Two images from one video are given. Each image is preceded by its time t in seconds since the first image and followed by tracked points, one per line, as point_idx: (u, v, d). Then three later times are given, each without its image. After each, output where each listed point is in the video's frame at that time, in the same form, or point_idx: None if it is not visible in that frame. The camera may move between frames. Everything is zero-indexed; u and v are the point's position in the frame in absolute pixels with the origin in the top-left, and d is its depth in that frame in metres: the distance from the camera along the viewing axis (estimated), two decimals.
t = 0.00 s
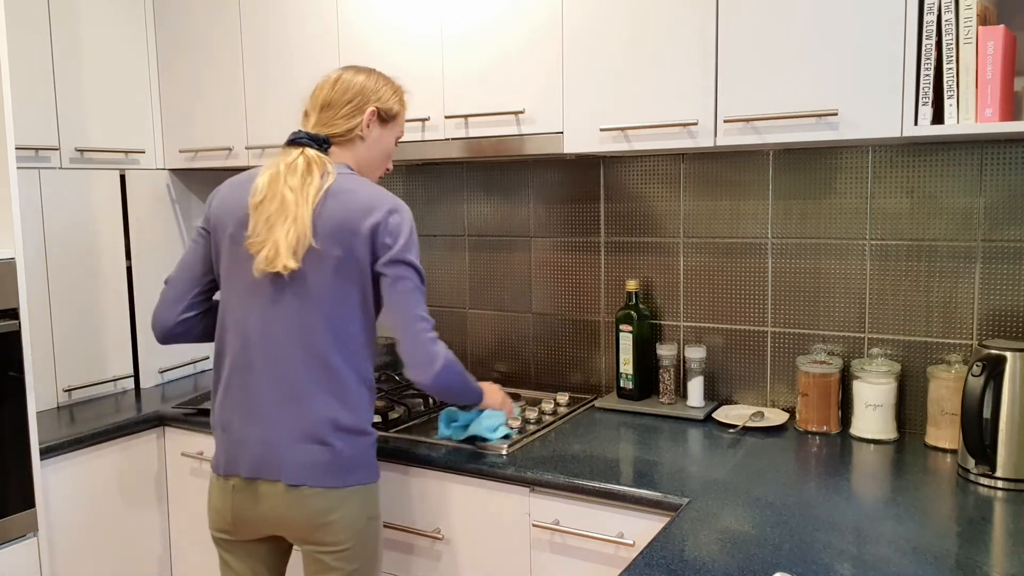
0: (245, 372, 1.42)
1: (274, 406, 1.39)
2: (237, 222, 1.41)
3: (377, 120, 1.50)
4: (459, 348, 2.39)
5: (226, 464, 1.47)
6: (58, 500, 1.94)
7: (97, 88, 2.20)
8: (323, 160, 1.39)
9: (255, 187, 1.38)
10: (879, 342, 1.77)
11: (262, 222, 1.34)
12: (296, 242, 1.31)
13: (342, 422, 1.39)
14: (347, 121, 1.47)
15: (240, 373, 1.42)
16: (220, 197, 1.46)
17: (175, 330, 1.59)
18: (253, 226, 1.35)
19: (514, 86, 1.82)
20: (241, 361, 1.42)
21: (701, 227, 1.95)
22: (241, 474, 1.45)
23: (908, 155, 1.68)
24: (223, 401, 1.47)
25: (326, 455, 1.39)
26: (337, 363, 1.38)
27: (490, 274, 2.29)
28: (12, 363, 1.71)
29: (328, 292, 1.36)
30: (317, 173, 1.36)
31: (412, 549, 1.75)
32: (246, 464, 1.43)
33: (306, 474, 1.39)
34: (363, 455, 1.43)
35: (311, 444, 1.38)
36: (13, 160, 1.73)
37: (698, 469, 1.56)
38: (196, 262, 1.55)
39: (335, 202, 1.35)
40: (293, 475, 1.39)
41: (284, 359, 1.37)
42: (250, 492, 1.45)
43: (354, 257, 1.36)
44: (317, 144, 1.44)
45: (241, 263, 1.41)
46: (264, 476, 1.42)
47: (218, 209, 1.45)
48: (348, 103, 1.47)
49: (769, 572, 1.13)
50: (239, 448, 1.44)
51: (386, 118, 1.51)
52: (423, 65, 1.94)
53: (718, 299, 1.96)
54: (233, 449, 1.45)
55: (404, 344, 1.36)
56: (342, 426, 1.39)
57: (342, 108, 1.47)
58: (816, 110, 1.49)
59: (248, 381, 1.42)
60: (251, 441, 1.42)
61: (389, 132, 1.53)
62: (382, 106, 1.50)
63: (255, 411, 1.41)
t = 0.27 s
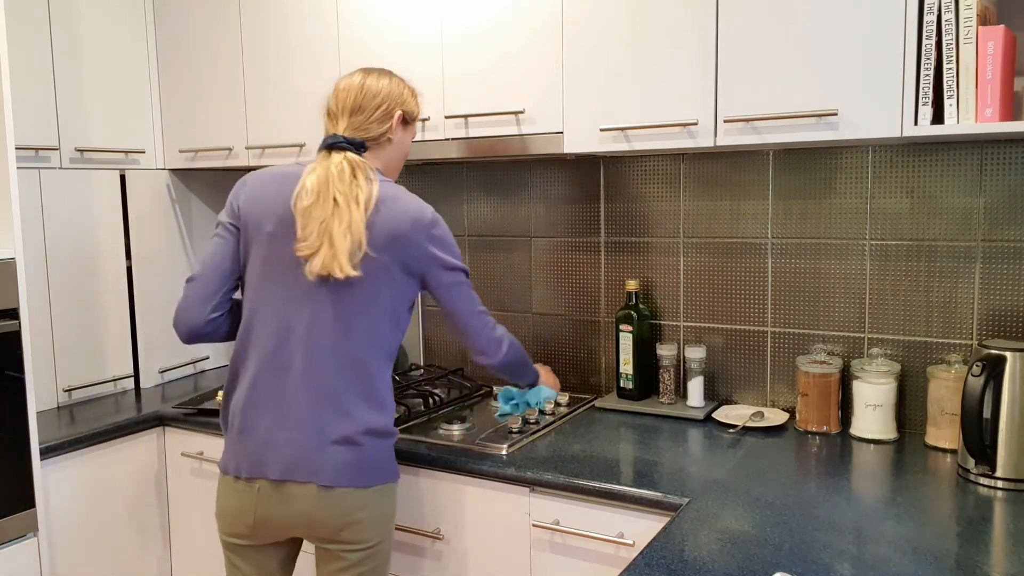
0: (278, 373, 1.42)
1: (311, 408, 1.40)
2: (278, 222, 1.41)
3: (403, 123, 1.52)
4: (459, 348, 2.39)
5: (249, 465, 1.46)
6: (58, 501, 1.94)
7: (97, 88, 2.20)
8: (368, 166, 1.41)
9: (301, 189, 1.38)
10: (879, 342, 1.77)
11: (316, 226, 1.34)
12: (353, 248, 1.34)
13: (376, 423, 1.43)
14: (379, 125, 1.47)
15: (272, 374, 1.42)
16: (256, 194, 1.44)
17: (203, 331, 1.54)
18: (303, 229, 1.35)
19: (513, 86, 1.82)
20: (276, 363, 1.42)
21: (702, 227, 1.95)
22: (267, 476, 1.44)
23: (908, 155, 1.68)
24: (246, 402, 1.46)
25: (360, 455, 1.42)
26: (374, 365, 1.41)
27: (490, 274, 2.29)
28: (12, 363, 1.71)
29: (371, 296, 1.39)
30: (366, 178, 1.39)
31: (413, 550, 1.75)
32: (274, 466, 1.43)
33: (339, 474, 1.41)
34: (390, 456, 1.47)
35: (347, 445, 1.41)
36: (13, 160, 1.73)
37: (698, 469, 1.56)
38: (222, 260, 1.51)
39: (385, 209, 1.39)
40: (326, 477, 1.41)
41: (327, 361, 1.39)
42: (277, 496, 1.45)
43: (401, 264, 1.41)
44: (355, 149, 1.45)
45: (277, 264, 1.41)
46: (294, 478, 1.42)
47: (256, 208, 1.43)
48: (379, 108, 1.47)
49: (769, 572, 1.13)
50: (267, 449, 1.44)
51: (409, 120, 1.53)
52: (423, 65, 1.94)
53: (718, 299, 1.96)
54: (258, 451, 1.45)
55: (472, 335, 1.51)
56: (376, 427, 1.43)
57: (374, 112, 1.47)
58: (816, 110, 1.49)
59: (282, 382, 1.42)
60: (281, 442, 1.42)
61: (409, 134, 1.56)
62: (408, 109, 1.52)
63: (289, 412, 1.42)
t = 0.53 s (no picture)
0: (298, 372, 1.42)
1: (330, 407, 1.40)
2: (298, 220, 1.41)
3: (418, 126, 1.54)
4: (459, 348, 2.39)
5: (263, 464, 1.45)
6: (58, 501, 1.94)
7: (97, 88, 2.20)
8: (389, 168, 1.43)
9: (326, 189, 1.39)
10: (879, 342, 1.77)
11: (344, 226, 1.35)
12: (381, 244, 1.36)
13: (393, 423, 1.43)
14: (397, 128, 1.49)
15: (291, 373, 1.42)
16: (278, 194, 1.44)
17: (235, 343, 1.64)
18: (330, 229, 1.36)
19: (513, 86, 1.82)
20: (296, 363, 1.42)
21: (702, 228, 1.95)
22: (282, 475, 1.44)
23: (908, 155, 1.68)
24: (261, 402, 1.46)
25: (377, 455, 1.42)
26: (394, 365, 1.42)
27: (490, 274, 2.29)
28: (12, 363, 1.71)
29: (394, 297, 1.41)
30: (391, 180, 1.41)
31: (414, 550, 1.75)
32: (290, 465, 1.43)
33: (356, 475, 1.41)
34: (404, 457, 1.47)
35: (365, 445, 1.41)
36: (13, 160, 1.73)
37: (699, 468, 1.56)
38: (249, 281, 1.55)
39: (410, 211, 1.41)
40: (343, 476, 1.41)
41: (349, 361, 1.40)
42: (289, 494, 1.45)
43: (425, 265, 1.43)
44: (377, 151, 1.45)
45: (298, 262, 1.41)
46: (310, 477, 1.42)
47: (279, 207, 1.43)
48: (398, 110, 1.48)
49: (769, 572, 1.13)
50: (283, 448, 1.43)
51: (423, 123, 1.55)
52: (423, 65, 1.94)
53: (717, 299, 1.96)
54: (273, 450, 1.44)
55: (507, 319, 1.59)
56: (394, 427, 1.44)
57: (393, 115, 1.48)
58: (816, 110, 1.49)
59: (301, 381, 1.42)
60: (298, 441, 1.42)
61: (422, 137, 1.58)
62: (422, 112, 1.54)
63: (309, 412, 1.41)
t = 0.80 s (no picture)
0: (307, 370, 1.42)
1: (339, 406, 1.40)
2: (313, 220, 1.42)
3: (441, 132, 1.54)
4: (459, 348, 2.39)
5: (268, 462, 1.45)
6: (57, 501, 1.94)
7: (97, 88, 2.20)
8: (413, 174, 1.44)
9: (354, 194, 1.40)
10: (879, 342, 1.77)
11: (373, 230, 1.35)
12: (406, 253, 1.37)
13: (401, 424, 1.44)
14: (421, 135, 1.49)
15: (300, 372, 1.42)
16: (296, 194, 1.45)
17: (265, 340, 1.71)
18: (357, 234, 1.36)
19: (513, 86, 1.82)
20: (308, 361, 1.42)
21: (702, 227, 1.95)
22: (286, 473, 1.43)
23: (908, 155, 1.68)
24: (269, 399, 1.46)
25: (384, 456, 1.42)
26: (403, 366, 1.42)
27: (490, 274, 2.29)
28: (13, 363, 1.71)
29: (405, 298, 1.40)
30: (415, 187, 1.42)
31: (413, 550, 1.76)
32: (295, 464, 1.42)
33: (361, 474, 1.41)
34: (411, 459, 1.47)
35: (372, 445, 1.41)
36: (13, 160, 1.73)
37: (699, 468, 1.56)
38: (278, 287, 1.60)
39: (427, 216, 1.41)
40: (348, 476, 1.41)
41: (361, 361, 1.40)
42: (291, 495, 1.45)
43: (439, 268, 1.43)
44: (400, 157, 1.45)
45: (311, 262, 1.42)
46: (314, 476, 1.42)
47: (296, 207, 1.45)
48: (424, 117, 1.48)
49: (769, 572, 1.13)
50: (289, 447, 1.43)
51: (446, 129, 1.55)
52: (423, 65, 1.94)
53: (718, 299, 1.96)
54: (279, 448, 1.44)
55: (520, 315, 1.60)
56: (402, 429, 1.44)
57: (418, 121, 1.47)
58: (816, 110, 1.49)
59: (310, 380, 1.42)
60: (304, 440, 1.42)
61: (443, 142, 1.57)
62: (446, 119, 1.53)
63: (319, 411, 1.41)
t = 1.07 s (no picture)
0: (313, 371, 1.42)
1: (346, 406, 1.40)
2: (309, 220, 1.42)
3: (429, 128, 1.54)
4: (459, 348, 2.39)
5: (276, 465, 1.44)
6: (57, 501, 1.94)
7: (97, 88, 2.20)
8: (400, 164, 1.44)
9: (341, 189, 1.40)
10: (879, 342, 1.77)
11: (364, 224, 1.35)
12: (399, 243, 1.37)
13: (406, 421, 1.45)
14: (409, 129, 1.49)
15: (306, 373, 1.42)
16: (290, 196, 1.45)
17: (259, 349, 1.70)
18: (348, 230, 1.37)
19: (513, 86, 1.82)
20: (312, 361, 1.41)
21: (702, 227, 1.95)
22: (295, 476, 1.43)
23: (908, 155, 1.68)
24: (275, 402, 1.45)
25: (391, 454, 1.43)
26: (407, 363, 1.43)
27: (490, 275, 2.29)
28: (13, 363, 1.71)
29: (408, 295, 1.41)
30: (404, 178, 1.42)
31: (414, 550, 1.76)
32: (304, 465, 1.42)
33: (370, 473, 1.42)
34: (415, 457, 1.48)
35: (380, 444, 1.42)
36: (13, 159, 1.73)
37: (699, 469, 1.56)
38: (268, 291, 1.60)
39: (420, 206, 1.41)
40: (357, 475, 1.41)
41: (365, 359, 1.40)
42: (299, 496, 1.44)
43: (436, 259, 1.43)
44: (388, 150, 1.45)
45: (311, 262, 1.42)
46: (324, 477, 1.41)
47: (290, 209, 1.44)
48: (411, 111, 1.48)
49: (769, 572, 1.13)
50: (296, 449, 1.43)
51: (434, 125, 1.55)
52: (423, 65, 1.94)
53: (718, 299, 1.96)
54: (287, 450, 1.43)
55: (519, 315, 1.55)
56: (407, 425, 1.45)
57: (405, 116, 1.48)
58: (816, 110, 1.49)
59: (316, 381, 1.42)
60: (312, 441, 1.42)
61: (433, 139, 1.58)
62: (434, 115, 1.54)
63: (325, 411, 1.41)
